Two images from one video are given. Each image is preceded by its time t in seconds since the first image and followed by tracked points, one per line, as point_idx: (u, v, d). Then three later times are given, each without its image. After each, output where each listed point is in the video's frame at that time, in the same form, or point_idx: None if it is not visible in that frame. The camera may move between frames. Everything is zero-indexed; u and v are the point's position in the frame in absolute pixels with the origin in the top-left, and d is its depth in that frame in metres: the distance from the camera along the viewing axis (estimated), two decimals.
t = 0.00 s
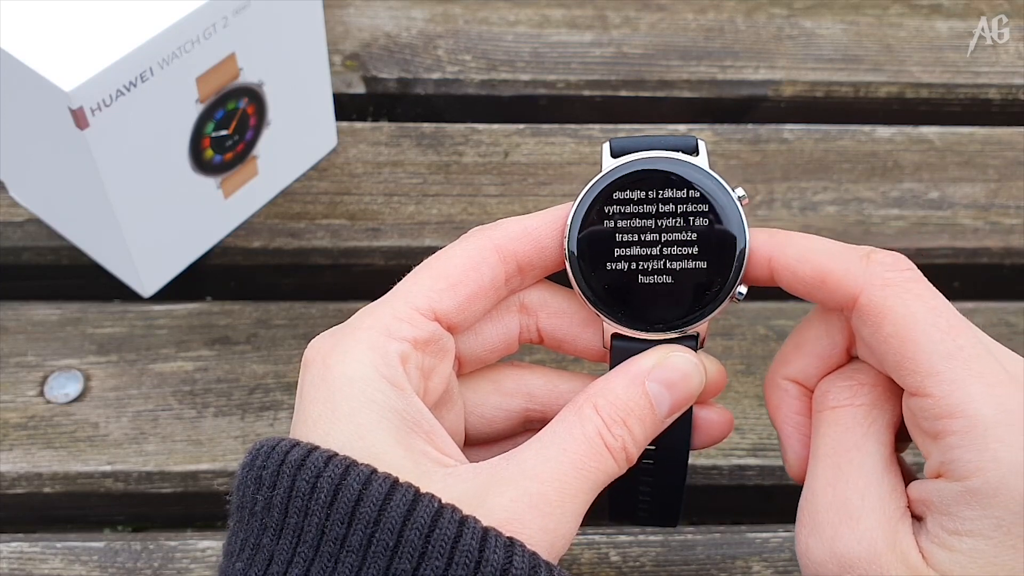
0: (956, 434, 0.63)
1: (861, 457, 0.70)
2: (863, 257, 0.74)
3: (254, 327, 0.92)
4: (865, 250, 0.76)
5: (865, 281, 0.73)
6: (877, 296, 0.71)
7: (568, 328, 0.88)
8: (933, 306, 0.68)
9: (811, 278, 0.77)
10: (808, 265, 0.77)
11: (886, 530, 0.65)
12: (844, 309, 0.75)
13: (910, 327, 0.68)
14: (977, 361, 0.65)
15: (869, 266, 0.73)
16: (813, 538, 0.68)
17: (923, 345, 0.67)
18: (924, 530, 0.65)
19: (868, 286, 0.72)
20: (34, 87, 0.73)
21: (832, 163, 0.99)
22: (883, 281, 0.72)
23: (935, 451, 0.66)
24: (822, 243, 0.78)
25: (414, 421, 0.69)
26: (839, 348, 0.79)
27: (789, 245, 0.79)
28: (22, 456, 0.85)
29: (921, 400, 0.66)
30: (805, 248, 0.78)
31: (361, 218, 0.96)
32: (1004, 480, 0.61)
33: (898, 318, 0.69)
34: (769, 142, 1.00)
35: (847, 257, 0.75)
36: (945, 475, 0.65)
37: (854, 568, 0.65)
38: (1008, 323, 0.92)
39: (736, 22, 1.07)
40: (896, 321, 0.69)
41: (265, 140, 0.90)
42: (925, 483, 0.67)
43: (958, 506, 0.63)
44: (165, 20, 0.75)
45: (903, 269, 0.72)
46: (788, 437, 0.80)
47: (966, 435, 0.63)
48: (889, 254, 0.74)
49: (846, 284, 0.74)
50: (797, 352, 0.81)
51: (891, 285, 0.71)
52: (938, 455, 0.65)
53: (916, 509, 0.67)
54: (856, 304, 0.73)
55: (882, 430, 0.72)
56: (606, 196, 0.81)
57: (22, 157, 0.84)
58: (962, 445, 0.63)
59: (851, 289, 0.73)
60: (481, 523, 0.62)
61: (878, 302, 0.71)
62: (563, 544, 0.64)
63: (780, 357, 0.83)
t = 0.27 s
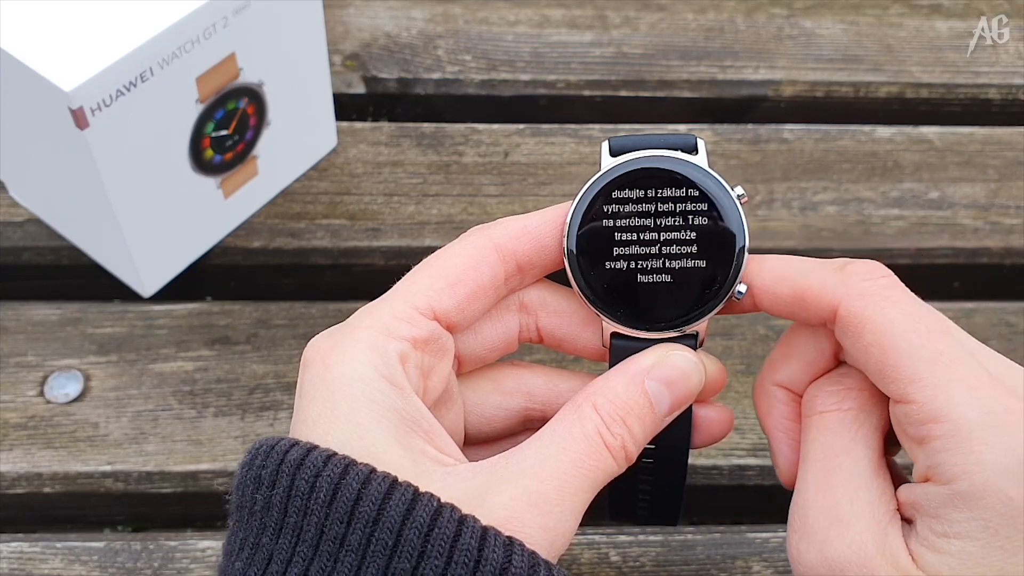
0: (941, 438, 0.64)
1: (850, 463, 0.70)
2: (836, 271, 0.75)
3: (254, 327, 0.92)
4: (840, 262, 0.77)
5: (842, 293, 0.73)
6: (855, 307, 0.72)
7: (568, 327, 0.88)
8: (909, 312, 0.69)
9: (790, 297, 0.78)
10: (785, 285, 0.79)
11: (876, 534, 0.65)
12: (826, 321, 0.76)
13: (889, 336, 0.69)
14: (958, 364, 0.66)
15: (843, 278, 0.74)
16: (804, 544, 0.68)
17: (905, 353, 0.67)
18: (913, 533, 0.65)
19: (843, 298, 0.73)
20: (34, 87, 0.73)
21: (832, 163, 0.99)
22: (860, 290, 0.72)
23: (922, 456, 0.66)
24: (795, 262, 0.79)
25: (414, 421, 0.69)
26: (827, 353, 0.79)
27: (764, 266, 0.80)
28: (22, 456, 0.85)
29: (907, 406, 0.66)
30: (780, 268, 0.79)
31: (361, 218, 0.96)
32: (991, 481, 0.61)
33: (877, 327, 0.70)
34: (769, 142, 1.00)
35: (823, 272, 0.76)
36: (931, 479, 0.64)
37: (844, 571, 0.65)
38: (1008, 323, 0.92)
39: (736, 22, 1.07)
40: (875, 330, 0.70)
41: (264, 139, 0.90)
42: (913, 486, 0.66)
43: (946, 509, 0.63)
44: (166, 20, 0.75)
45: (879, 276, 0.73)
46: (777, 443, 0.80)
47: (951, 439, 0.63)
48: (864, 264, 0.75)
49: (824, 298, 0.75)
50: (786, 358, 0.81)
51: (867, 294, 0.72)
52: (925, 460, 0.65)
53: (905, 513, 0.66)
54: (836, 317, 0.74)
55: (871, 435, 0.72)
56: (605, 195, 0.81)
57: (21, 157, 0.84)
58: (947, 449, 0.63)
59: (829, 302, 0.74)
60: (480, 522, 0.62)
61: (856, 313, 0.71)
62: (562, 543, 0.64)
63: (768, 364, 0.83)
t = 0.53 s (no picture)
0: (935, 440, 0.63)
1: (846, 463, 0.70)
2: (827, 275, 0.75)
3: (254, 327, 0.92)
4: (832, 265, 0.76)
5: (834, 297, 0.73)
6: (847, 311, 0.71)
7: (567, 327, 0.88)
8: (901, 314, 0.69)
9: (784, 302, 0.78)
10: (779, 289, 0.79)
11: (872, 536, 0.65)
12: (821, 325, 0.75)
13: (881, 339, 0.69)
14: (950, 366, 0.65)
15: (835, 282, 0.74)
16: (801, 545, 0.68)
17: (899, 355, 0.67)
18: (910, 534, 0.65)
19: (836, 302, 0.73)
20: (34, 87, 0.73)
21: (832, 164, 0.99)
22: (852, 294, 0.72)
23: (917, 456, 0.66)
24: (787, 267, 0.79)
25: (412, 421, 0.69)
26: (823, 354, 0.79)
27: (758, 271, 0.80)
28: (23, 456, 0.85)
29: (902, 409, 0.66)
30: (773, 273, 0.79)
31: (361, 218, 0.96)
32: (986, 482, 0.61)
33: (869, 330, 0.69)
34: (769, 142, 1.00)
35: (816, 275, 0.76)
36: (927, 479, 0.64)
37: (841, 572, 0.65)
38: (1008, 323, 0.92)
39: (736, 22, 1.07)
40: (869, 333, 0.69)
41: (264, 139, 0.90)
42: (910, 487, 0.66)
43: (942, 509, 0.63)
44: (166, 20, 0.75)
45: (872, 279, 0.73)
46: (775, 444, 0.80)
47: (946, 441, 0.63)
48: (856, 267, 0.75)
49: (817, 303, 0.75)
50: (782, 359, 0.81)
51: (857, 298, 0.72)
52: (920, 461, 0.65)
53: (902, 513, 0.66)
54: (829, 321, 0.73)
55: (867, 437, 0.72)
56: (605, 195, 0.81)
57: (21, 157, 0.84)
58: (942, 450, 0.63)
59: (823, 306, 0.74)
60: (479, 522, 0.62)
61: (849, 317, 0.71)
62: (561, 543, 0.64)
63: (767, 365, 0.83)
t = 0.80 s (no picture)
0: (984, 416, 0.64)
1: (889, 436, 0.70)
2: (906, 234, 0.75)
3: (254, 327, 0.92)
4: (905, 229, 0.76)
5: (901, 262, 0.73)
6: (917, 277, 0.72)
7: (566, 326, 0.88)
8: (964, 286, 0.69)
9: (847, 258, 0.78)
10: (846, 245, 0.78)
11: (908, 510, 0.65)
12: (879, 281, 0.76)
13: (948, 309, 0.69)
14: (1005, 343, 0.65)
15: (909, 248, 0.74)
16: (834, 515, 0.68)
17: (960, 326, 0.67)
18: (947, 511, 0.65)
19: (908, 268, 0.73)
20: (34, 87, 0.73)
21: (832, 164, 0.99)
22: (924, 262, 0.72)
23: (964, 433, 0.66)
24: (864, 223, 0.78)
25: (412, 420, 0.69)
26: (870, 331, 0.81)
27: (830, 224, 0.80)
28: (22, 456, 0.85)
29: (956, 380, 0.66)
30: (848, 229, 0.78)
31: (361, 218, 0.96)
32: None
33: (937, 299, 0.70)
34: (769, 142, 1.00)
35: (885, 240, 0.75)
36: (971, 456, 0.65)
37: (874, 543, 0.65)
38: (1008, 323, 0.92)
39: (736, 22, 1.07)
40: (937, 302, 0.69)
41: (265, 139, 0.90)
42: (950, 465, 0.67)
43: (983, 487, 0.63)
44: (165, 20, 0.75)
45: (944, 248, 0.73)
46: (812, 417, 0.81)
47: (994, 418, 0.63)
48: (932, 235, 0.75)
49: (881, 266, 0.75)
50: (832, 332, 0.83)
51: (933, 267, 0.72)
52: (966, 438, 0.65)
53: (940, 491, 0.66)
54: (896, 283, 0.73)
55: (911, 413, 0.72)
56: (604, 194, 0.81)
57: (21, 157, 0.84)
58: (989, 427, 0.63)
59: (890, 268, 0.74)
60: (478, 521, 0.62)
61: (920, 283, 0.71)
62: (561, 542, 0.64)
63: (812, 340, 0.85)
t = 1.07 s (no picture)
0: None
1: (914, 463, 0.68)
2: (970, 220, 0.67)
3: (254, 328, 0.92)
4: (997, 227, 0.66)
5: (988, 275, 0.64)
6: (995, 292, 0.63)
7: (566, 326, 0.88)
8: None
9: (919, 255, 0.68)
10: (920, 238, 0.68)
11: (934, 544, 0.64)
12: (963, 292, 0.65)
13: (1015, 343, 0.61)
14: None
15: (995, 255, 0.64)
16: (855, 543, 0.67)
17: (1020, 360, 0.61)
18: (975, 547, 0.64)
19: (992, 282, 0.63)
20: (34, 87, 0.73)
21: (832, 164, 0.99)
22: (1009, 278, 0.63)
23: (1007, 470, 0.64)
24: (939, 212, 0.68)
25: (411, 420, 0.69)
26: (893, 338, 0.79)
27: (898, 204, 0.70)
28: (22, 456, 0.85)
29: (1009, 415, 0.62)
30: (910, 216, 0.69)
31: (361, 218, 0.96)
32: None
33: (1009, 329, 0.62)
34: (769, 142, 1.00)
35: (971, 241, 0.65)
36: (1010, 497, 0.63)
37: None
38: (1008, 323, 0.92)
39: (736, 22, 1.07)
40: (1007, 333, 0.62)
41: (265, 139, 0.90)
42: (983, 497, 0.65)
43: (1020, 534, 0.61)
44: (166, 20, 0.75)
45: None
46: (825, 428, 0.80)
47: None
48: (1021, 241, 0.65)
49: (961, 272, 0.65)
50: (849, 338, 0.80)
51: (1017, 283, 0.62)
52: (1010, 477, 0.63)
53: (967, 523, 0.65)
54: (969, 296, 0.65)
55: (936, 436, 0.71)
56: (603, 194, 0.81)
57: (22, 157, 0.84)
58: None
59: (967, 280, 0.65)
60: (478, 521, 0.62)
61: (998, 301, 0.63)
62: (560, 541, 0.64)
63: (826, 341, 0.82)
